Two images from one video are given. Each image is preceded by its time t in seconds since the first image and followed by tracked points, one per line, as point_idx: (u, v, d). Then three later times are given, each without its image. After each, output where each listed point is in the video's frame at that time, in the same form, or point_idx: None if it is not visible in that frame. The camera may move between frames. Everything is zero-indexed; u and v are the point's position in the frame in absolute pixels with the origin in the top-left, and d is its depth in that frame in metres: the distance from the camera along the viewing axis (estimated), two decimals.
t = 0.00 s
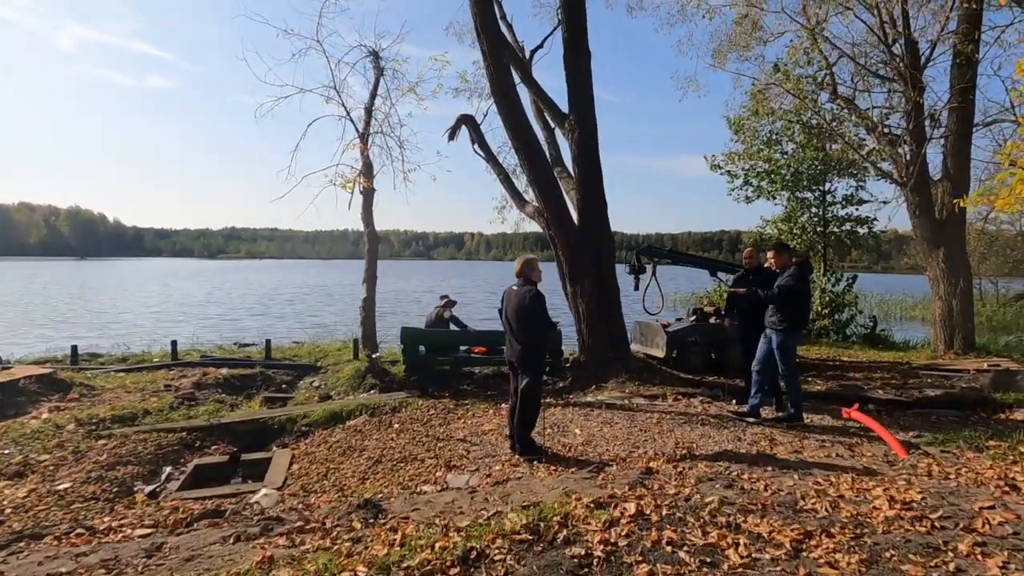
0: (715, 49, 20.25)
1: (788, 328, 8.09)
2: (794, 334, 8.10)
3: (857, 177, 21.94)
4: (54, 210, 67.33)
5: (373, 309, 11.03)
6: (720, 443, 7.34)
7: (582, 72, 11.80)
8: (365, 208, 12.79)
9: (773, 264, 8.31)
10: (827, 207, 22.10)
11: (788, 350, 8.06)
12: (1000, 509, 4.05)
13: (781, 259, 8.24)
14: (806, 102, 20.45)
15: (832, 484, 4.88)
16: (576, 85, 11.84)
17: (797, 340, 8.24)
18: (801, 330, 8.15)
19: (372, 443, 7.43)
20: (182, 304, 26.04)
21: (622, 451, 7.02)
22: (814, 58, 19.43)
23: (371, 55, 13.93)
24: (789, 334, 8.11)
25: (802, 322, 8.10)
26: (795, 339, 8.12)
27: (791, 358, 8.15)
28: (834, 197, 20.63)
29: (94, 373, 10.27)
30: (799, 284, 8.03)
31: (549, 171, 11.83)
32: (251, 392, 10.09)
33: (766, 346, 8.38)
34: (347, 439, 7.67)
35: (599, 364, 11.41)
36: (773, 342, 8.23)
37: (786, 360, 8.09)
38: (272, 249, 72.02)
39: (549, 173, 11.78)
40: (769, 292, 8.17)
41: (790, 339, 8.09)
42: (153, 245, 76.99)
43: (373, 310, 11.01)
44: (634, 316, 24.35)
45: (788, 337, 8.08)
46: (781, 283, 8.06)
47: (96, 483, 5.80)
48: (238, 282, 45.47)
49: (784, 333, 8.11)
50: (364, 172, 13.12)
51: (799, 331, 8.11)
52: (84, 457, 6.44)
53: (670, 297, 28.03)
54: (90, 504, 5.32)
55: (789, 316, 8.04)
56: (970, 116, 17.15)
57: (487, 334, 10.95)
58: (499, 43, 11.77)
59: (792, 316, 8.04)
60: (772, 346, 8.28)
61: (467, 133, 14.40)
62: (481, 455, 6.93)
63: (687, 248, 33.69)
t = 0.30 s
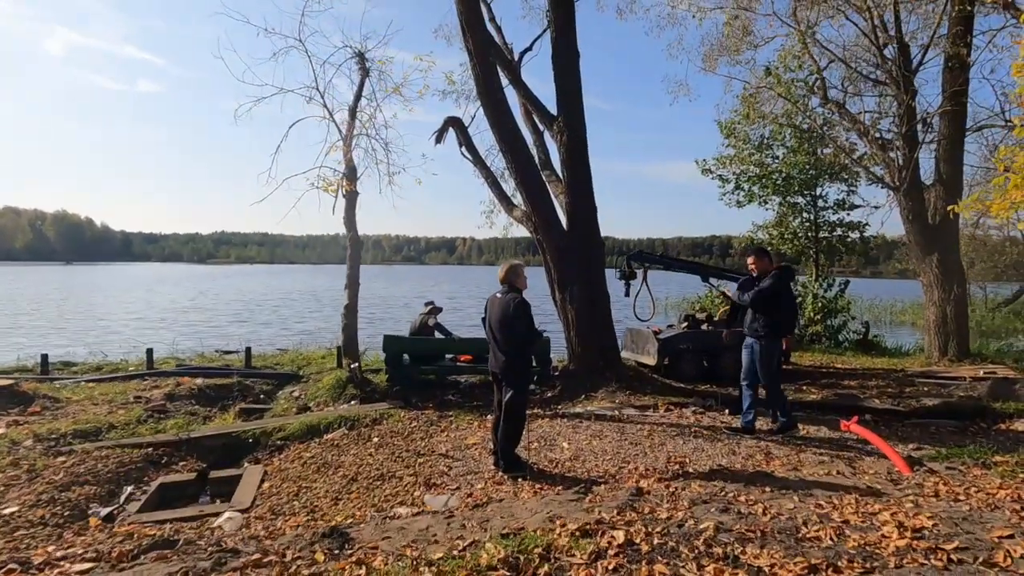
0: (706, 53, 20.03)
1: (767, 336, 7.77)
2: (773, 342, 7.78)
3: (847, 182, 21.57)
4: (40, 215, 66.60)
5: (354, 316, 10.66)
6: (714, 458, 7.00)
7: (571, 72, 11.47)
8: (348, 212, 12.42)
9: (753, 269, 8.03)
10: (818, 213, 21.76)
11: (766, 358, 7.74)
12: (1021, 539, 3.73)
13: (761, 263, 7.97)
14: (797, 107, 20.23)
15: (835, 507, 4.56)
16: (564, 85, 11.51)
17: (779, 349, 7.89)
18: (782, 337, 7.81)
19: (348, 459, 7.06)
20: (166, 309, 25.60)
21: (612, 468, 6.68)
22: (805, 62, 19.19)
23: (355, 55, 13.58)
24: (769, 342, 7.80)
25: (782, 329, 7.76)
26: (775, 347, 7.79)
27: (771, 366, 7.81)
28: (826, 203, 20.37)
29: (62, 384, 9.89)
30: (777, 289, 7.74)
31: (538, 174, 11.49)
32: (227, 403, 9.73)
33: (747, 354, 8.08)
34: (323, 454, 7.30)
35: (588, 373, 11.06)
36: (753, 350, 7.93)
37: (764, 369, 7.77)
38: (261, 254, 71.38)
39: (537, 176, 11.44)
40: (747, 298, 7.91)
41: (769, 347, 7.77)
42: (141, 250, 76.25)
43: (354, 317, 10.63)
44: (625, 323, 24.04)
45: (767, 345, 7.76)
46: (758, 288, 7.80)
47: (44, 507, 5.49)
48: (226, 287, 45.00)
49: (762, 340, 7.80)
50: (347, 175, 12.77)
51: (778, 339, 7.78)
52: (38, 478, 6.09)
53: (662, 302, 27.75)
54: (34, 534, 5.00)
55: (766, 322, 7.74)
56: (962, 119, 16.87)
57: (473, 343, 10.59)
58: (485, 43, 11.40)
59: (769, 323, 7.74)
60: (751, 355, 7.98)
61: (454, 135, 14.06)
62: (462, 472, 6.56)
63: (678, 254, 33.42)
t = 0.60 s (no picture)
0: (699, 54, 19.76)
1: (752, 331, 7.33)
2: (758, 338, 7.32)
3: (842, 183, 21.14)
4: (27, 221, 65.85)
5: (337, 318, 10.26)
6: (712, 465, 6.64)
7: (562, 67, 11.12)
8: (332, 211, 12.01)
9: (741, 266, 7.68)
10: (813, 214, 21.37)
11: (749, 355, 7.29)
12: None
13: (748, 259, 7.63)
14: (791, 108, 19.95)
15: (846, 518, 4.19)
16: (555, 80, 11.14)
17: (767, 347, 7.42)
18: (768, 334, 7.34)
19: (325, 467, 6.66)
20: (151, 315, 25.10)
21: (604, 475, 6.31)
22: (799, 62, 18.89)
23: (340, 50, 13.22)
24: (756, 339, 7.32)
25: (767, 325, 7.31)
26: (760, 343, 7.32)
27: (756, 364, 7.33)
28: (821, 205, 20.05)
29: (31, 390, 9.47)
30: (761, 282, 7.37)
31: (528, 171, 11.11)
32: (203, 408, 9.33)
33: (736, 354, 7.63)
34: (299, 462, 6.92)
35: (581, 376, 10.68)
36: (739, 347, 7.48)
37: (747, 366, 7.30)
38: (252, 260, 70.77)
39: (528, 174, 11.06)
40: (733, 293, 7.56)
41: (753, 343, 7.32)
42: (131, 255, 75.60)
43: (337, 319, 10.23)
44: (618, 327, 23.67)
45: (752, 340, 7.31)
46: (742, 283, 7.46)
47: None
48: (215, 293, 44.43)
49: (747, 336, 7.37)
50: (332, 172, 12.40)
51: (763, 335, 7.32)
52: None
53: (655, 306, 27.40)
54: None
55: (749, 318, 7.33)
56: (959, 118, 16.58)
57: (461, 345, 10.21)
58: (474, 36, 10.83)
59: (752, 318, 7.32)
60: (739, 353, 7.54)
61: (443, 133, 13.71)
62: (446, 480, 6.17)
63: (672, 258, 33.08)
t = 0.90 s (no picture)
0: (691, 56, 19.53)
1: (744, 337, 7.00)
2: (751, 345, 7.00)
3: (835, 186, 20.92)
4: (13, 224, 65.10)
5: (320, 323, 9.94)
6: (707, 476, 6.36)
7: (551, 66, 10.84)
8: (315, 213, 11.69)
9: (735, 267, 7.40)
10: (805, 217, 21.15)
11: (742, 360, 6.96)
12: None
13: (742, 260, 7.35)
14: (783, 110, 19.74)
15: (851, 539, 3.91)
16: (545, 79, 10.86)
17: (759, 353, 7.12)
18: (762, 340, 7.03)
19: (302, 480, 6.33)
20: (135, 319, 24.66)
21: (594, 488, 6.01)
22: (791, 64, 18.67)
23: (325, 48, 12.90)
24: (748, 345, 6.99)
25: (760, 332, 7.00)
26: (754, 350, 7.01)
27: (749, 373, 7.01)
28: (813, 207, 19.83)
29: None
30: (755, 287, 7.04)
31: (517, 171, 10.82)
32: (179, 417, 9.00)
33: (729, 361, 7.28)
34: (275, 474, 6.60)
35: (572, 382, 10.39)
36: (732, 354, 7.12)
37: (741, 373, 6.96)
38: (241, 263, 70.23)
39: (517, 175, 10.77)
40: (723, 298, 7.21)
41: (745, 350, 6.99)
42: (120, 258, 74.94)
43: (319, 324, 9.91)
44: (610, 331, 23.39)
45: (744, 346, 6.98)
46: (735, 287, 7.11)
47: None
48: (203, 296, 43.91)
49: (739, 342, 7.03)
50: (316, 173, 12.09)
51: (756, 341, 6.99)
52: None
53: (647, 310, 27.13)
54: None
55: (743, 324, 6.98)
56: (953, 119, 16.39)
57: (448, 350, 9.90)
58: (461, 33, 10.51)
59: (746, 324, 6.97)
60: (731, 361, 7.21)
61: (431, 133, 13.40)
62: (427, 494, 5.86)
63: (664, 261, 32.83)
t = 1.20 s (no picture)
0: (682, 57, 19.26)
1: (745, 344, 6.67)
2: (752, 353, 6.70)
3: (828, 189, 20.65)
4: None
5: (299, 328, 9.56)
6: (701, 490, 6.03)
7: (540, 63, 10.52)
8: (297, 214, 11.32)
9: (731, 268, 7.12)
10: (798, 220, 20.88)
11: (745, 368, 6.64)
12: None
13: (739, 261, 7.07)
14: (774, 111, 19.48)
15: (857, 566, 3.60)
16: (533, 77, 10.54)
17: (758, 359, 6.86)
18: (762, 346, 6.76)
19: (272, 495, 5.98)
20: (118, 323, 24.21)
21: (580, 504, 5.67)
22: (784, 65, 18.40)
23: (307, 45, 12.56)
24: (748, 351, 6.68)
25: (761, 338, 6.71)
26: (755, 358, 6.73)
27: (752, 383, 6.71)
28: (806, 211, 19.54)
29: None
30: (752, 292, 6.72)
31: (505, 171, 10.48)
32: (149, 425, 8.63)
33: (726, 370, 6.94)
34: (243, 488, 6.23)
35: (561, 388, 10.07)
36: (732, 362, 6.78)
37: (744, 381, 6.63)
38: (230, 267, 69.65)
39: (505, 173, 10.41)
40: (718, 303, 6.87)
41: (747, 359, 6.68)
42: (109, 261, 74.23)
43: (297, 329, 9.53)
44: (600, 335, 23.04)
45: (745, 353, 6.66)
46: (731, 292, 6.78)
47: None
48: (191, 300, 43.38)
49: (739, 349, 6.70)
50: (297, 173, 11.73)
51: (758, 349, 6.71)
52: None
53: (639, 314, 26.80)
54: None
55: (743, 332, 6.66)
56: (946, 121, 16.14)
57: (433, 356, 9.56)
58: (448, 27, 10.14)
59: (747, 332, 6.66)
60: (730, 370, 6.90)
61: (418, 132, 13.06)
62: (405, 510, 5.51)
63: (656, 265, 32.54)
